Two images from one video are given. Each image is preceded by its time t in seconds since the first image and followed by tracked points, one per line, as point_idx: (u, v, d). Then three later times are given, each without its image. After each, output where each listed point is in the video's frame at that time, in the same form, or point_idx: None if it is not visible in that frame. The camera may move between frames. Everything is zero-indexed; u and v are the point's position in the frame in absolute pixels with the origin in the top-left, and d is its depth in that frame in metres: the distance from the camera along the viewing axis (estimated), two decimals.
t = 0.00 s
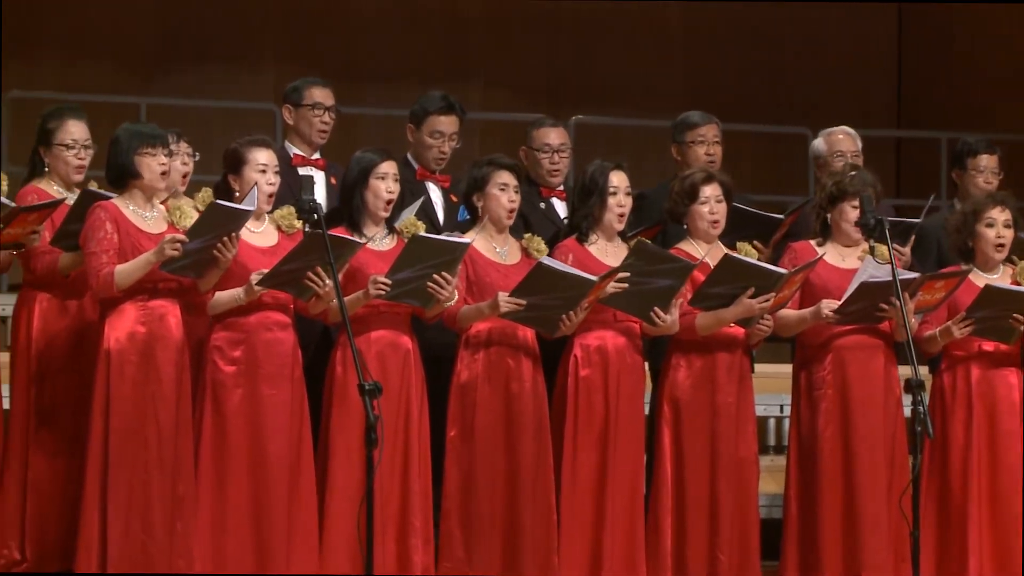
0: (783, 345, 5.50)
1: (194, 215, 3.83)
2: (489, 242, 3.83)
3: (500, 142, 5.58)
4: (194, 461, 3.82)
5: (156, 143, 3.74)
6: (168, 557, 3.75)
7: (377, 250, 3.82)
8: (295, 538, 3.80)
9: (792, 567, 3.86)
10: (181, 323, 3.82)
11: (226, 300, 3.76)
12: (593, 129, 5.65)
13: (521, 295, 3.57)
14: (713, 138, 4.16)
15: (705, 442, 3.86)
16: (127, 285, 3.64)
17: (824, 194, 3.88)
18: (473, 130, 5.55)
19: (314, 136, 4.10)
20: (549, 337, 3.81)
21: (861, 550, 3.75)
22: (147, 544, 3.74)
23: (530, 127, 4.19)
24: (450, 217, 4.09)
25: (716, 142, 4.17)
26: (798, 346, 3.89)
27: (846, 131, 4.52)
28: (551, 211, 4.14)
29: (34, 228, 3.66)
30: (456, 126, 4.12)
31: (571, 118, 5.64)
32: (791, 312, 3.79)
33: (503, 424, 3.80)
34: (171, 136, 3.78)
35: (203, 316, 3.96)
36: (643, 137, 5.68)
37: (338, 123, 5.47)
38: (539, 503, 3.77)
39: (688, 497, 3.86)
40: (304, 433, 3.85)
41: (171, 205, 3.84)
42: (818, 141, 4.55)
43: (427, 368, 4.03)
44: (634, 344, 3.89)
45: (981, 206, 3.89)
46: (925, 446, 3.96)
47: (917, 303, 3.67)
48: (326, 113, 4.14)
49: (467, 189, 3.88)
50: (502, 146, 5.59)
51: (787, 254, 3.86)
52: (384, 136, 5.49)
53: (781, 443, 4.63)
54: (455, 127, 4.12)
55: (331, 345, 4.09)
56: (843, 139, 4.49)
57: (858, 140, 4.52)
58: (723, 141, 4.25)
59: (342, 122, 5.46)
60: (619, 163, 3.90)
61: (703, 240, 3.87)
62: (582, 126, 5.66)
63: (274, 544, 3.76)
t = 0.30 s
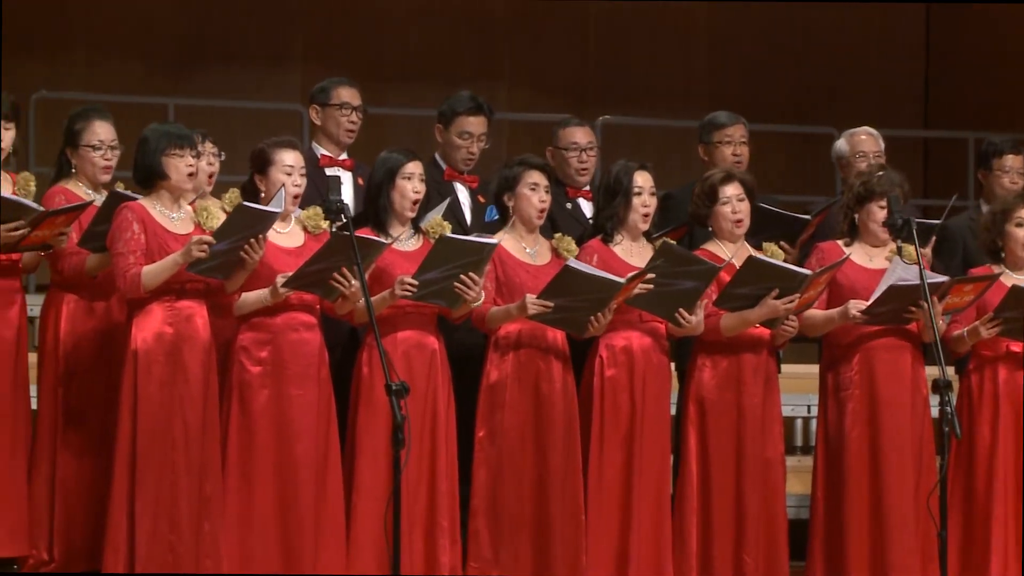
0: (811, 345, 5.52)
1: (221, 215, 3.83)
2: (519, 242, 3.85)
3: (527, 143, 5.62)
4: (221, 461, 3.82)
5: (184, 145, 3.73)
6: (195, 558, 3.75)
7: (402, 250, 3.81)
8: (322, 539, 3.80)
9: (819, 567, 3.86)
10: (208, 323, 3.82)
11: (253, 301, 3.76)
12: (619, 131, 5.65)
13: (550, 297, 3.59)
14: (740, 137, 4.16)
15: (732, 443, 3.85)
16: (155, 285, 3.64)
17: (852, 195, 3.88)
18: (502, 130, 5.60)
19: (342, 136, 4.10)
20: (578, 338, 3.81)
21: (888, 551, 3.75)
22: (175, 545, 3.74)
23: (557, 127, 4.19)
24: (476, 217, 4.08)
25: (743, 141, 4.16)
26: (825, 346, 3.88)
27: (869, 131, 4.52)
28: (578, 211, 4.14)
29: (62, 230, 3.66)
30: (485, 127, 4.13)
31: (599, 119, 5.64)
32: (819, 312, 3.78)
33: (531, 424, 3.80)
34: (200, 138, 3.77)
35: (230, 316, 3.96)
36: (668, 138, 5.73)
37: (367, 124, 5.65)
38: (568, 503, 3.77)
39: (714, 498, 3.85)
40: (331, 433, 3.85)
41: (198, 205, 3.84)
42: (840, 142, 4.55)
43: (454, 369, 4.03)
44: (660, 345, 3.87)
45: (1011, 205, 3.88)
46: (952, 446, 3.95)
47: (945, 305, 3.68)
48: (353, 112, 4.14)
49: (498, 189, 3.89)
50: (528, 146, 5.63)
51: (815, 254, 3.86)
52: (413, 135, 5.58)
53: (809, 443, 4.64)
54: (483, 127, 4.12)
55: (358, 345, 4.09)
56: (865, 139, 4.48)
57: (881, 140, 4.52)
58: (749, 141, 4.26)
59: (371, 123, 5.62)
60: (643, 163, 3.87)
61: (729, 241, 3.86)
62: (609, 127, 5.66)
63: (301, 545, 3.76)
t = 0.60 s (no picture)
0: (834, 346, 5.35)
1: (244, 216, 3.84)
2: (545, 242, 3.86)
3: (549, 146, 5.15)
4: (244, 461, 3.82)
5: (208, 144, 3.72)
6: (218, 558, 3.74)
7: (425, 250, 3.81)
8: (346, 539, 3.79)
9: (843, 567, 3.85)
10: (231, 324, 3.82)
11: (276, 299, 3.75)
12: (644, 131, 5.38)
13: (573, 298, 3.58)
14: (763, 138, 4.19)
15: (755, 444, 3.84)
16: (178, 285, 3.64)
17: (876, 195, 3.89)
18: (527, 130, 5.18)
19: (366, 136, 4.11)
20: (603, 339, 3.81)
21: (913, 551, 3.74)
22: (198, 546, 3.72)
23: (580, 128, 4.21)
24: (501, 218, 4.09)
25: (766, 142, 4.19)
26: (849, 347, 3.88)
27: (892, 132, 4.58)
28: (600, 212, 4.15)
29: (86, 230, 3.68)
30: (509, 126, 4.13)
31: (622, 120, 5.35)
32: (842, 312, 3.77)
33: (556, 425, 3.80)
34: (224, 138, 3.76)
35: (253, 317, 3.95)
36: (696, 140, 5.36)
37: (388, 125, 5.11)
38: (594, 504, 3.76)
39: (738, 499, 3.84)
40: (355, 433, 3.85)
41: (221, 205, 3.84)
42: (864, 143, 4.63)
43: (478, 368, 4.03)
44: (683, 345, 3.87)
45: None
46: (977, 446, 3.95)
47: (969, 305, 3.68)
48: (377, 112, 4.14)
49: (526, 188, 3.90)
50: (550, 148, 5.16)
51: (840, 254, 3.86)
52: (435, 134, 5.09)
53: (833, 444, 4.59)
54: (508, 127, 4.12)
55: (382, 345, 4.09)
56: (887, 140, 4.55)
57: (905, 141, 4.56)
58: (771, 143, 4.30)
59: (392, 123, 5.09)
60: (665, 163, 3.88)
61: (752, 242, 3.85)
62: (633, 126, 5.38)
63: (325, 545, 3.75)
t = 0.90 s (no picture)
0: (855, 346, 5.37)
1: (264, 215, 3.83)
2: (565, 242, 3.86)
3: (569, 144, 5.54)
4: (264, 461, 3.82)
5: (230, 147, 3.72)
6: (238, 557, 3.74)
7: (445, 248, 3.81)
8: (366, 538, 3.79)
9: (864, 567, 3.85)
10: (251, 323, 3.82)
11: (297, 299, 3.75)
12: (665, 130, 5.58)
13: (592, 299, 3.58)
14: (783, 137, 4.19)
15: (776, 445, 3.84)
16: (197, 285, 3.64)
17: (896, 195, 3.89)
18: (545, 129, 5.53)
19: (387, 135, 4.11)
20: (623, 340, 3.80)
21: (933, 551, 3.74)
22: (218, 545, 3.72)
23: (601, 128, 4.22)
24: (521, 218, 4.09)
25: (786, 141, 4.20)
26: (870, 347, 3.88)
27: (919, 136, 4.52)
28: (620, 211, 4.15)
29: (107, 231, 3.66)
30: (528, 118, 4.14)
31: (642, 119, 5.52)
32: (863, 312, 3.77)
33: (576, 425, 3.80)
34: (246, 140, 3.76)
35: (273, 317, 3.95)
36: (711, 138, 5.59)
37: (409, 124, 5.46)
38: (614, 503, 3.76)
39: (758, 500, 3.83)
40: (375, 433, 3.85)
41: (241, 205, 3.84)
42: (890, 143, 4.57)
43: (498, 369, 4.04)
44: (703, 345, 3.87)
45: None
46: (999, 447, 3.95)
47: (990, 306, 3.67)
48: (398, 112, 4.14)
49: (548, 188, 3.91)
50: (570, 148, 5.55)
51: (860, 254, 3.86)
52: (457, 134, 5.46)
53: (854, 444, 4.73)
54: (526, 119, 4.13)
55: (402, 345, 4.10)
56: (914, 144, 4.49)
57: (930, 146, 4.52)
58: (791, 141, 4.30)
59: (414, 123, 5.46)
60: (682, 162, 3.87)
61: (771, 242, 3.86)
62: (654, 126, 5.57)
63: (345, 545, 3.75)
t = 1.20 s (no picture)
0: (871, 346, 5.54)
1: (280, 216, 3.83)
2: (582, 243, 3.87)
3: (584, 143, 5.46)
4: (281, 461, 3.82)
5: (247, 149, 3.73)
6: (255, 558, 3.74)
7: (463, 249, 3.82)
8: (383, 538, 3.79)
9: (880, 568, 3.85)
10: (268, 322, 3.81)
11: (312, 301, 3.74)
12: (681, 132, 5.60)
13: (607, 299, 3.58)
14: (801, 138, 4.19)
15: (792, 446, 3.83)
16: (215, 285, 3.64)
17: (912, 195, 3.90)
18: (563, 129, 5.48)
19: (405, 136, 4.10)
20: (639, 341, 3.80)
21: (950, 552, 3.74)
22: (235, 545, 3.73)
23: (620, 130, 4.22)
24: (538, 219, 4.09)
25: (804, 142, 4.19)
26: (887, 348, 3.88)
27: (945, 138, 4.51)
28: (637, 211, 4.15)
29: (125, 230, 3.66)
30: (544, 116, 4.14)
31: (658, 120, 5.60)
32: (880, 312, 3.77)
33: (592, 425, 3.79)
34: (264, 143, 3.75)
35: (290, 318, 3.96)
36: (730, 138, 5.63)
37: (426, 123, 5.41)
38: (630, 502, 3.76)
39: (775, 501, 3.83)
40: (392, 433, 3.85)
41: (258, 206, 3.84)
42: (916, 143, 4.55)
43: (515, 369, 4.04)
44: (720, 344, 3.87)
45: None
46: (1016, 448, 3.95)
47: (1008, 306, 3.67)
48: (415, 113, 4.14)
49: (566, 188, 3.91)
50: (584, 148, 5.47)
51: (877, 253, 3.86)
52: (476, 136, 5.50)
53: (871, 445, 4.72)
54: (542, 117, 4.14)
55: (420, 345, 4.10)
56: (941, 145, 4.48)
57: (957, 148, 4.51)
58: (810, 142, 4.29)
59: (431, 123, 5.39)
60: (704, 165, 3.86)
61: (788, 242, 3.86)
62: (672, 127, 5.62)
63: (361, 545, 3.75)
